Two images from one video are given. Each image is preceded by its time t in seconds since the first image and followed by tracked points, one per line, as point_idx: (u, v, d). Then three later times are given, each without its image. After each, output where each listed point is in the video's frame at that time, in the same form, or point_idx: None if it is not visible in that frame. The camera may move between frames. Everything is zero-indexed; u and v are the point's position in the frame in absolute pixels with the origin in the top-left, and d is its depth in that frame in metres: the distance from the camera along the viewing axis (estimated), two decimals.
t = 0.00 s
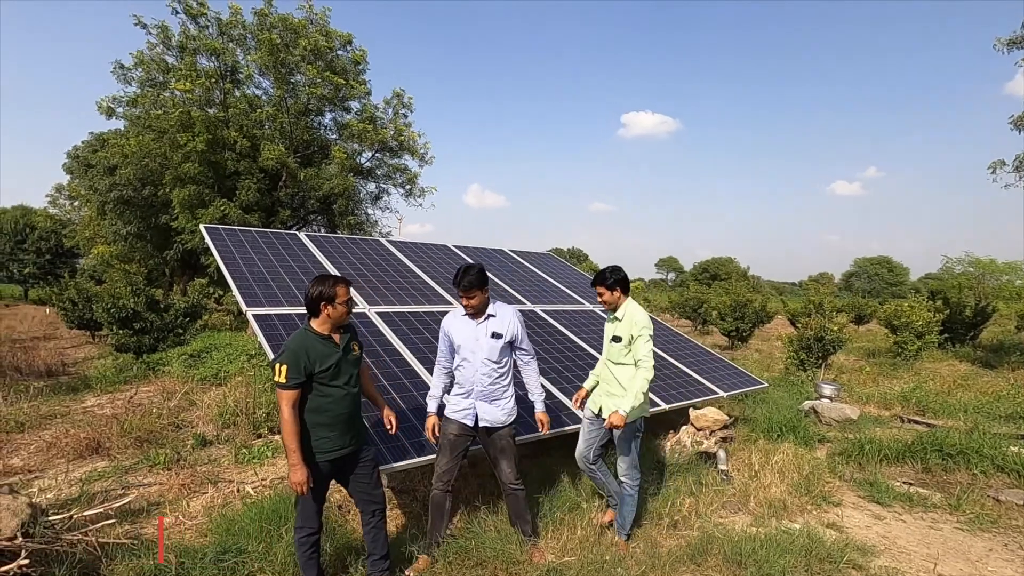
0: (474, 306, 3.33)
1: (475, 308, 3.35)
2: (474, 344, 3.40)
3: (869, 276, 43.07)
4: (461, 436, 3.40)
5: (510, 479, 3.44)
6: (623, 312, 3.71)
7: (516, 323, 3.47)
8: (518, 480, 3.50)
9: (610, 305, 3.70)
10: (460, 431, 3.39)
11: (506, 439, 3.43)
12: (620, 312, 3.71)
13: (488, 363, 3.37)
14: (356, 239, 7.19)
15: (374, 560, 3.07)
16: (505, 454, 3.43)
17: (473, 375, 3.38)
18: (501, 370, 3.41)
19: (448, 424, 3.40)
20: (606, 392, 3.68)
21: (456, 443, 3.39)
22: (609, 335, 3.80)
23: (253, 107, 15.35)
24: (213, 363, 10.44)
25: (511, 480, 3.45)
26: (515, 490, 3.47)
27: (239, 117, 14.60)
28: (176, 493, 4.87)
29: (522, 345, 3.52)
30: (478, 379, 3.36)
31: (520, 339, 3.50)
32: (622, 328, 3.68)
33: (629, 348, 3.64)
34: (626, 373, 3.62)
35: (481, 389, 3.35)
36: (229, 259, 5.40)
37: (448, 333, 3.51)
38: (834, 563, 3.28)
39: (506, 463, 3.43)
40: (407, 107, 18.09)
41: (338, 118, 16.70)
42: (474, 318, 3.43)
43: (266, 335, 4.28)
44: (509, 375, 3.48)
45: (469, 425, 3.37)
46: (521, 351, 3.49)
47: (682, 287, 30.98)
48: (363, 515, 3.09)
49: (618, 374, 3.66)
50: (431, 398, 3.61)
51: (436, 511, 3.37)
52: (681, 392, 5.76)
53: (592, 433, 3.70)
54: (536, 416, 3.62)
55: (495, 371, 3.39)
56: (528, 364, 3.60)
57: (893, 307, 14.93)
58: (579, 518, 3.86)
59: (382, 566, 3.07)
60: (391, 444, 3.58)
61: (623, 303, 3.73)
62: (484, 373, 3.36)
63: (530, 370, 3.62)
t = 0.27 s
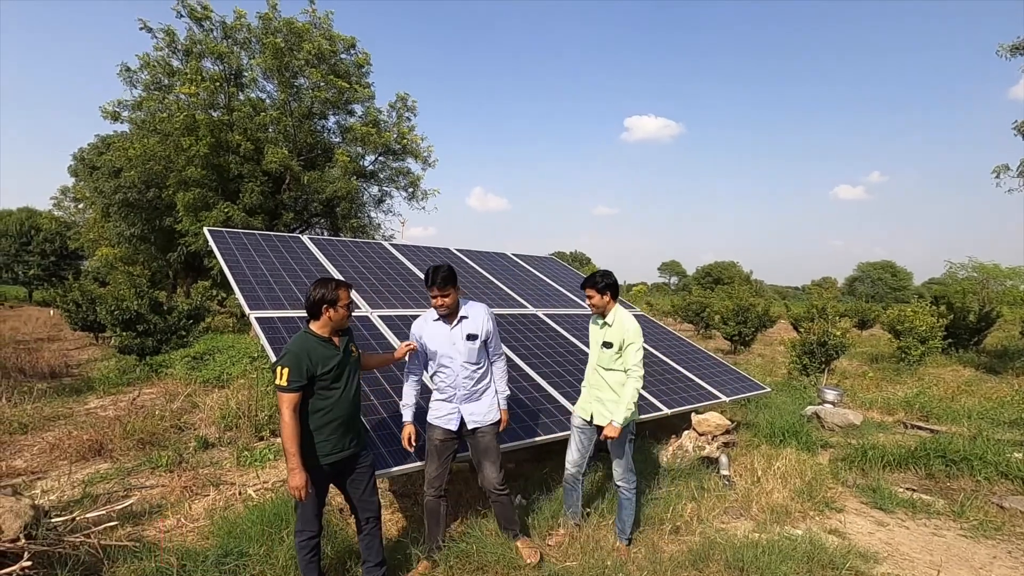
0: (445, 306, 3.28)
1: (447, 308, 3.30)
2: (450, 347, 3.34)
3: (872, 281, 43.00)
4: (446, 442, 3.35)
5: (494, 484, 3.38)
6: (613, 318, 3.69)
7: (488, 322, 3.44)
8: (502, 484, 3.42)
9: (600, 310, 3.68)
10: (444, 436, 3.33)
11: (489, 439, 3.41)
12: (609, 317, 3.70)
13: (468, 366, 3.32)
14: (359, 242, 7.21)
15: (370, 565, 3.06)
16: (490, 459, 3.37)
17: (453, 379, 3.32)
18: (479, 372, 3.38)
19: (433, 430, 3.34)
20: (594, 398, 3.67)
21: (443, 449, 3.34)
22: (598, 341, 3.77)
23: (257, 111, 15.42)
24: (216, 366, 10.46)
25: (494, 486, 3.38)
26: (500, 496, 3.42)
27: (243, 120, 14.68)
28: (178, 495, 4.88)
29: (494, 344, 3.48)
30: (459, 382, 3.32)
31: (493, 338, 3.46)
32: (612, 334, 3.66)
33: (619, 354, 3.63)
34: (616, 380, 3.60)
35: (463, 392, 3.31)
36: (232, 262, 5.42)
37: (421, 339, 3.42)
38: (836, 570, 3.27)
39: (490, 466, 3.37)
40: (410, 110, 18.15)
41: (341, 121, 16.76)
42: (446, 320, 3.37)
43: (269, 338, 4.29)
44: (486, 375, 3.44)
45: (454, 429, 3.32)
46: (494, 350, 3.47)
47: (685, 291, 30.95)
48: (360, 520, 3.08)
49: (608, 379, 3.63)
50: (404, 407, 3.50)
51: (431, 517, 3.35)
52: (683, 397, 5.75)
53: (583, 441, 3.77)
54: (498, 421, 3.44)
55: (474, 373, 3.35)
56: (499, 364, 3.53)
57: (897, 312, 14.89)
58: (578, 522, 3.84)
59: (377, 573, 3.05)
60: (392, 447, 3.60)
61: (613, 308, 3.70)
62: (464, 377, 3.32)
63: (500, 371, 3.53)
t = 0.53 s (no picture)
0: (438, 305, 3.29)
1: (440, 308, 3.30)
2: (443, 348, 3.34)
3: (874, 284, 42.97)
4: (440, 445, 3.34)
5: (473, 487, 3.34)
6: (596, 320, 3.68)
7: (481, 323, 3.45)
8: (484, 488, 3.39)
9: (583, 311, 3.65)
10: (439, 440, 3.32)
11: (481, 443, 3.40)
12: (593, 318, 3.69)
13: (462, 367, 3.32)
14: (360, 245, 7.22)
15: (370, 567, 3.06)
16: (476, 462, 3.35)
17: (446, 381, 3.32)
18: (471, 373, 3.37)
19: (427, 434, 3.33)
20: (584, 401, 3.63)
21: (439, 453, 3.33)
22: (580, 343, 3.74)
23: (259, 114, 15.46)
24: (216, 368, 10.46)
25: (475, 489, 3.34)
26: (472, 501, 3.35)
27: (245, 123, 14.72)
28: (178, 498, 4.88)
29: (487, 346, 3.48)
30: (453, 384, 3.31)
31: (485, 340, 3.47)
32: (596, 336, 3.65)
33: (606, 356, 3.64)
34: (603, 382, 3.61)
35: (457, 394, 3.30)
36: (233, 265, 5.43)
37: (414, 342, 3.42)
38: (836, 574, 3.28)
39: (475, 468, 3.35)
40: (411, 113, 18.20)
41: (342, 124, 16.80)
42: (440, 320, 3.37)
43: (269, 341, 4.30)
44: (480, 377, 3.44)
45: (448, 432, 3.31)
46: (488, 352, 3.47)
47: (686, 295, 30.93)
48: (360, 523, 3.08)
49: (594, 383, 3.62)
50: (398, 412, 3.50)
51: (430, 519, 3.38)
52: (683, 400, 5.74)
53: (570, 445, 3.75)
54: (489, 419, 3.46)
55: (467, 374, 3.35)
56: (493, 366, 3.51)
57: (898, 316, 14.87)
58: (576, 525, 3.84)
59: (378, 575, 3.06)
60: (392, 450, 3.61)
61: (595, 310, 3.70)
62: (457, 378, 3.31)
63: (495, 373, 3.52)
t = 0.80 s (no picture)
0: (447, 309, 3.30)
1: (449, 311, 3.31)
2: (446, 352, 3.35)
3: (874, 288, 42.97)
4: (433, 450, 3.33)
5: (459, 496, 3.33)
6: (585, 323, 3.73)
7: (488, 332, 3.44)
8: (468, 499, 3.37)
9: (573, 315, 3.66)
10: (431, 445, 3.32)
11: (472, 452, 3.37)
12: (582, 321, 3.71)
13: (462, 373, 3.32)
14: (359, 249, 7.23)
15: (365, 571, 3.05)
16: (462, 468, 3.36)
17: (444, 384, 3.31)
18: (471, 380, 3.36)
19: (421, 440, 3.34)
20: (576, 403, 3.62)
21: (433, 459, 3.33)
22: (570, 347, 3.74)
23: (259, 117, 15.50)
24: (216, 371, 10.46)
25: (461, 498, 3.33)
26: (460, 512, 3.33)
27: (246, 127, 14.76)
28: (177, 501, 4.87)
29: (491, 356, 3.46)
30: (451, 388, 3.30)
31: (490, 350, 3.45)
32: (586, 340, 3.68)
33: (597, 358, 3.67)
34: (595, 385, 3.63)
35: (452, 399, 3.29)
36: (233, 268, 5.44)
37: (420, 342, 3.43)
38: None
39: (461, 475, 3.35)
40: (411, 117, 18.25)
41: (343, 128, 16.83)
42: (450, 324, 3.39)
43: (269, 344, 4.31)
44: (479, 386, 3.42)
45: (440, 437, 3.29)
46: (491, 362, 3.46)
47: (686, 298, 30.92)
48: (356, 528, 3.07)
49: (586, 386, 3.63)
50: (397, 410, 3.52)
51: (425, 529, 3.35)
52: (683, 404, 5.74)
53: (563, 451, 3.73)
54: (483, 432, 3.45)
55: (467, 381, 3.34)
56: (495, 377, 3.49)
57: (898, 320, 14.87)
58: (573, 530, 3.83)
59: None
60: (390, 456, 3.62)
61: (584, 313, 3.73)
62: (456, 383, 3.30)
63: (496, 385, 3.49)
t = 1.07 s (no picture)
0: (450, 311, 3.32)
1: (453, 314, 3.33)
2: (446, 355, 3.36)
3: (872, 293, 43.07)
4: (427, 452, 3.34)
5: (454, 496, 3.34)
6: (579, 325, 3.76)
7: (491, 339, 3.44)
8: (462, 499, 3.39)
9: (569, 317, 3.67)
10: (425, 446, 3.32)
11: (463, 455, 3.38)
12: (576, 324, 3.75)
13: (460, 377, 3.33)
14: (357, 252, 7.24)
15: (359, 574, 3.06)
16: (456, 469, 3.37)
17: (441, 387, 3.32)
18: (469, 385, 3.36)
19: (414, 439, 3.33)
20: (569, 404, 3.62)
21: (427, 461, 3.33)
22: (564, 349, 3.74)
23: (258, 121, 15.54)
24: (213, 374, 10.44)
25: (455, 498, 3.35)
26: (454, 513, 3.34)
27: (245, 130, 14.80)
28: (173, 504, 4.87)
29: (493, 364, 3.45)
30: (448, 391, 3.31)
31: (492, 357, 3.45)
32: (581, 342, 3.71)
33: (590, 360, 3.72)
34: (589, 387, 3.65)
35: (448, 402, 3.29)
36: (231, 271, 5.45)
37: (421, 342, 3.45)
38: None
39: (456, 476, 3.37)
40: (410, 121, 18.31)
41: (342, 132, 16.87)
42: (453, 327, 3.41)
43: (266, 347, 4.32)
44: (477, 392, 3.42)
45: (433, 439, 3.29)
46: (492, 368, 3.45)
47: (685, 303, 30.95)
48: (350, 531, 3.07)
49: (581, 387, 3.64)
50: (385, 406, 3.52)
51: (406, 533, 3.28)
52: (679, 408, 5.75)
53: (557, 456, 3.70)
54: (490, 442, 3.45)
55: (465, 386, 3.34)
56: (495, 384, 3.49)
57: (895, 324, 14.90)
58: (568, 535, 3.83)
59: None
60: (388, 458, 3.63)
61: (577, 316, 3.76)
62: (453, 386, 3.31)
63: (495, 391, 3.49)
